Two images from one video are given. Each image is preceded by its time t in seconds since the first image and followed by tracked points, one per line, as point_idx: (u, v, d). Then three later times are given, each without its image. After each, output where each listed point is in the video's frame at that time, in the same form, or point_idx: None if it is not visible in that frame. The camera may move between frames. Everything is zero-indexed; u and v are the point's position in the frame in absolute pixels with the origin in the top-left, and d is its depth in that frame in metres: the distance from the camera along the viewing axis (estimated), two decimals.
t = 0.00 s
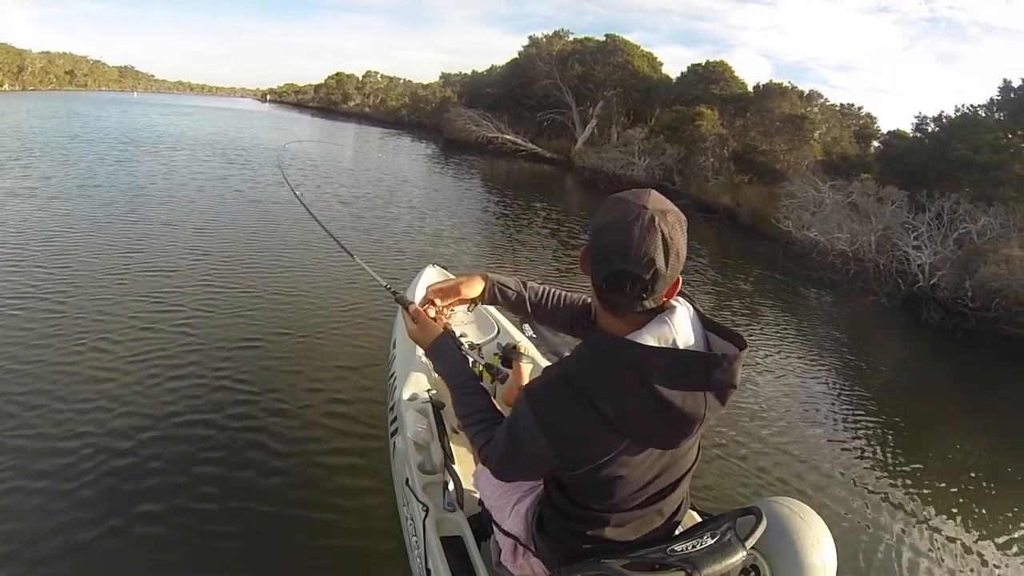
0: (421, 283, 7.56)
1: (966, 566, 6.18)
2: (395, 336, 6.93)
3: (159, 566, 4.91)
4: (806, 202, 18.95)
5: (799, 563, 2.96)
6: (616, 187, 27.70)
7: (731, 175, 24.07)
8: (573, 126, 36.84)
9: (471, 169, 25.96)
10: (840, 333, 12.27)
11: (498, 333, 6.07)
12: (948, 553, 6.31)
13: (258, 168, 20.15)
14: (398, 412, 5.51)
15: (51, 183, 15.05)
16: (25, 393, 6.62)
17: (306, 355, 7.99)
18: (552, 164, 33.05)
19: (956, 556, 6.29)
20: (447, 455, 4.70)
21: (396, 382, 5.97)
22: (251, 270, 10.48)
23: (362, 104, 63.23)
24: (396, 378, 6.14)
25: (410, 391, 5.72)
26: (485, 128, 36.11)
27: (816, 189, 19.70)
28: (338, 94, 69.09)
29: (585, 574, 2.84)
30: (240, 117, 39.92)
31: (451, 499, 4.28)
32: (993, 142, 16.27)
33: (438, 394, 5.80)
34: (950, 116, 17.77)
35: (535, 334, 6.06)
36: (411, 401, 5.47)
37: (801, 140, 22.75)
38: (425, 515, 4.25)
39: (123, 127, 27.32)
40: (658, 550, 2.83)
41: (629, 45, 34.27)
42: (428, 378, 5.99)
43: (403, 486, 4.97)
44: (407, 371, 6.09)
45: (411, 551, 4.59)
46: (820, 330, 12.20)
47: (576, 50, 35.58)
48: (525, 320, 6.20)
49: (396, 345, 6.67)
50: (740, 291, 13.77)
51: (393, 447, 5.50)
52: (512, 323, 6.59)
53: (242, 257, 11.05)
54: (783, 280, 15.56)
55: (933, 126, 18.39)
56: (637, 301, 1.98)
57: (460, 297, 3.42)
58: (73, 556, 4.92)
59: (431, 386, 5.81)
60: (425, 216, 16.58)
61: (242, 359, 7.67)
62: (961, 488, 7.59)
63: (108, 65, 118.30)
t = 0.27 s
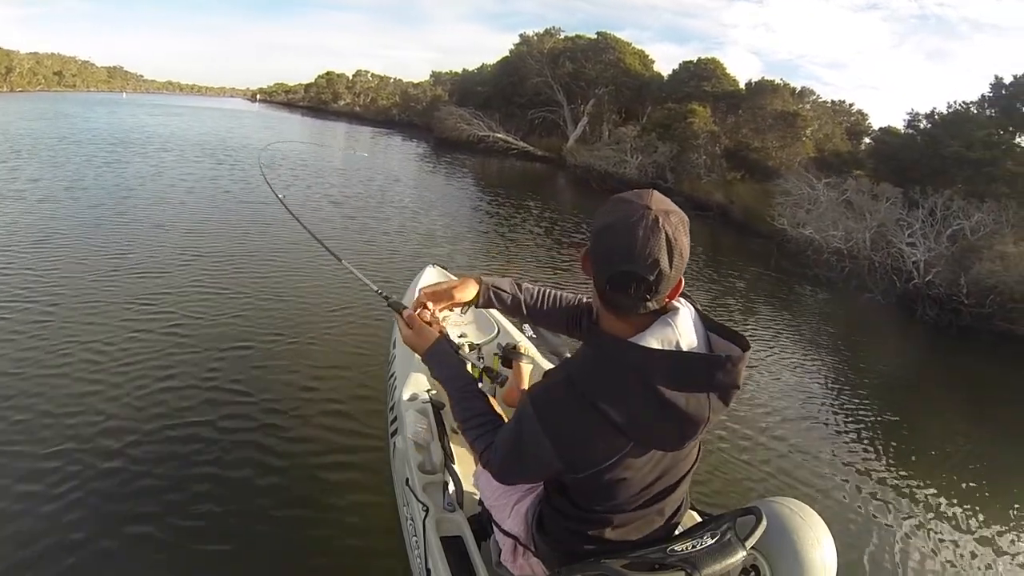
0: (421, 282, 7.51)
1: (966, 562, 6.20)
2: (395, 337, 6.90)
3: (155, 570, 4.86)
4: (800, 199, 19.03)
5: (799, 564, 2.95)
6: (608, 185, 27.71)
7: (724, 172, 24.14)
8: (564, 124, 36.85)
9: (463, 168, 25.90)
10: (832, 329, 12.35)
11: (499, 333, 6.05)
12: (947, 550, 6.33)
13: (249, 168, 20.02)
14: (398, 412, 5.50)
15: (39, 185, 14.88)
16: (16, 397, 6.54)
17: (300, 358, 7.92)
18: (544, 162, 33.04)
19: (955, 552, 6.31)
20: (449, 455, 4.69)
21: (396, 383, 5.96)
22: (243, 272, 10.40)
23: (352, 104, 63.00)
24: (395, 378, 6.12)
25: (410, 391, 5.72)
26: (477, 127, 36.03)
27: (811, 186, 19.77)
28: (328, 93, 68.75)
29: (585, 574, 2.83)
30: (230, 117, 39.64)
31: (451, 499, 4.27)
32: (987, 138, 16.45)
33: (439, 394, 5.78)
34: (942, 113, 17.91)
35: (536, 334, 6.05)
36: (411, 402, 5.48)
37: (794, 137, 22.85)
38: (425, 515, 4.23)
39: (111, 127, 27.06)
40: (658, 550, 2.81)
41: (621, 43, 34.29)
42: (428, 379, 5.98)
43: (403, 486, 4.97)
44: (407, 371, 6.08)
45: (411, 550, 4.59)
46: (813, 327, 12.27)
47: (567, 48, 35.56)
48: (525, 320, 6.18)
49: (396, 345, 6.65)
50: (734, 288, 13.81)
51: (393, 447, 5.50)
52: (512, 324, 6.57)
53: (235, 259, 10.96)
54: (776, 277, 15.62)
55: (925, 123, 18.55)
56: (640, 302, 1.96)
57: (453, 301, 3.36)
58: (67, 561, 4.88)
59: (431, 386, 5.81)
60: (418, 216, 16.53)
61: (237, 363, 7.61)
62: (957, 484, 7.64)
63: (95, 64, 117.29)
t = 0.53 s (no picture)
0: (421, 282, 7.47)
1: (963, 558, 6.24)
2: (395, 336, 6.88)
3: None
4: (795, 196, 19.09)
5: (799, 564, 2.94)
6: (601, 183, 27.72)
7: (716, 169, 24.21)
8: (555, 122, 36.81)
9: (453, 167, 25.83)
10: (825, 326, 12.42)
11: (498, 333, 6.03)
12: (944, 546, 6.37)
13: (239, 169, 19.88)
14: (398, 412, 5.52)
15: (26, 188, 14.72)
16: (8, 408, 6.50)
17: (295, 363, 7.88)
18: (535, 160, 33.02)
19: (952, 549, 6.35)
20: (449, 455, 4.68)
21: (396, 383, 5.96)
22: (235, 275, 10.33)
23: (342, 102, 62.73)
24: (395, 378, 6.11)
25: (410, 391, 5.71)
26: (467, 125, 35.96)
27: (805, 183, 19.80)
28: (318, 92, 68.41)
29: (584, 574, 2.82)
30: (218, 117, 39.37)
31: (451, 500, 4.24)
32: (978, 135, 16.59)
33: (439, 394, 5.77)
34: (933, 109, 18.07)
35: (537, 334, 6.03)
36: (411, 402, 5.48)
37: (785, 134, 22.94)
38: (425, 515, 4.21)
39: (99, 128, 26.81)
40: (658, 549, 2.80)
41: (611, 40, 34.29)
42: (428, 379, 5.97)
43: (403, 486, 4.97)
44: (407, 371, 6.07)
45: (411, 550, 4.58)
46: (807, 323, 12.33)
47: (557, 45, 35.53)
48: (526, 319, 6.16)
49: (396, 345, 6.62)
50: (727, 286, 13.87)
51: (393, 447, 5.50)
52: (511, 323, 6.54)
53: (227, 262, 10.88)
54: (769, 274, 15.70)
55: (916, 120, 18.68)
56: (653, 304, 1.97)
57: (446, 308, 3.34)
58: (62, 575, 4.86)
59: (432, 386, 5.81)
60: (411, 216, 16.47)
61: (232, 368, 7.57)
62: (952, 480, 7.69)
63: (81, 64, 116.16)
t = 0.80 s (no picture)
0: (421, 282, 7.43)
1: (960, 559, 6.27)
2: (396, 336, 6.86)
3: None
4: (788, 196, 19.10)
5: (799, 565, 2.94)
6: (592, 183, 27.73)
7: (707, 168, 24.30)
8: (546, 121, 36.79)
9: (444, 166, 25.75)
10: (816, 325, 12.50)
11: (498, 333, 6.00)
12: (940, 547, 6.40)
13: (228, 168, 19.71)
14: (398, 412, 5.54)
15: (11, 187, 14.49)
16: None
17: (290, 364, 7.83)
18: (526, 159, 32.99)
19: (948, 550, 6.37)
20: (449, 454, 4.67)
21: (396, 382, 5.96)
22: (227, 275, 10.25)
23: (330, 102, 62.43)
24: (395, 378, 6.09)
25: (410, 391, 5.70)
26: (457, 125, 35.86)
27: (798, 183, 19.82)
28: (307, 91, 68.04)
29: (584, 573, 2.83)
30: (205, 115, 39.01)
31: (451, 499, 4.23)
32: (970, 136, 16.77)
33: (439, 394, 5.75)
34: (924, 109, 18.26)
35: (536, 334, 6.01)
36: (411, 402, 5.49)
37: (776, 133, 23.06)
38: (425, 515, 4.20)
39: (84, 127, 26.46)
40: (658, 550, 2.81)
41: (602, 39, 34.36)
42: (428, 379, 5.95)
43: (403, 486, 4.96)
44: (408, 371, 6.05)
45: (410, 550, 4.57)
46: (798, 323, 12.40)
47: (547, 44, 35.53)
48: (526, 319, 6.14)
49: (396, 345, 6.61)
50: (720, 285, 13.94)
51: (393, 447, 5.50)
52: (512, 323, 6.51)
53: (218, 262, 10.79)
54: (761, 273, 15.78)
55: (907, 120, 18.85)
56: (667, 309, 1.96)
57: (445, 309, 3.28)
58: None
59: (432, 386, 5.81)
60: (403, 216, 16.39)
61: (225, 369, 7.52)
62: (947, 478, 7.76)
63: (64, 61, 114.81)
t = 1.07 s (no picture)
0: (421, 282, 7.40)
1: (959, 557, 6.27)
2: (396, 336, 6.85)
3: None
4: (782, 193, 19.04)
5: (800, 565, 2.93)
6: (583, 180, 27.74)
7: (698, 165, 24.38)
8: (536, 119, 36.73)
9: (435, 165, 25.68)
10: (809, 321, 12.56)
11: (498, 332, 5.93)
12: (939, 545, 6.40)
13: (217, 168, 19.56)
14: (398, 412, 5.54)
15: None
16: None
17: (285, 367, 7.79)
18: (516, 157, 32.97)
19: (948, 548, 6.36)
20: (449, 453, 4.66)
21: (396, 383, 5.96)
22: (220, 277, 10.18)
23: (319, 101, 62.11)
24: (396, 379, 6.11)
25: (410, 392, 5.70)
26: (447, 123, 35.76)
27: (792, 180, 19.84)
28: (296, 90, 67.65)
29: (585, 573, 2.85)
30: (193, 115, 38.69)
31: (451, 499, 4.25)
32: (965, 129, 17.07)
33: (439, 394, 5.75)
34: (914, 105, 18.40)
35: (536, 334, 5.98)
36: (411, 402, 5.49)
37: (767, 130, 23.13)
38: (425, 515, 4.22)
39: (70, 127, 26.16)
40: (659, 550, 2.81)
41: (592, 36, 34.36)
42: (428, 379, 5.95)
43: (403, 485, 4.96)
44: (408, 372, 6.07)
45: (410, 550, 4.58)
46: (791, 319, 12.45)
47: (538, 42, 35.51)
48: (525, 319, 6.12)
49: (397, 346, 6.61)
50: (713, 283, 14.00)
51: (393, 447, 5.47)
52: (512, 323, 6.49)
53: (210, 264, 10.72)
54: (753, 270, 15.87)
55: (899, 115, 18.98)
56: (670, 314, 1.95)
57: (437, 318, 3.22)
58: None
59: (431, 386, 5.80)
60: (395, 216, 16.32)
61: (220, 372, 7.48)
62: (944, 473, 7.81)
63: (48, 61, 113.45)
